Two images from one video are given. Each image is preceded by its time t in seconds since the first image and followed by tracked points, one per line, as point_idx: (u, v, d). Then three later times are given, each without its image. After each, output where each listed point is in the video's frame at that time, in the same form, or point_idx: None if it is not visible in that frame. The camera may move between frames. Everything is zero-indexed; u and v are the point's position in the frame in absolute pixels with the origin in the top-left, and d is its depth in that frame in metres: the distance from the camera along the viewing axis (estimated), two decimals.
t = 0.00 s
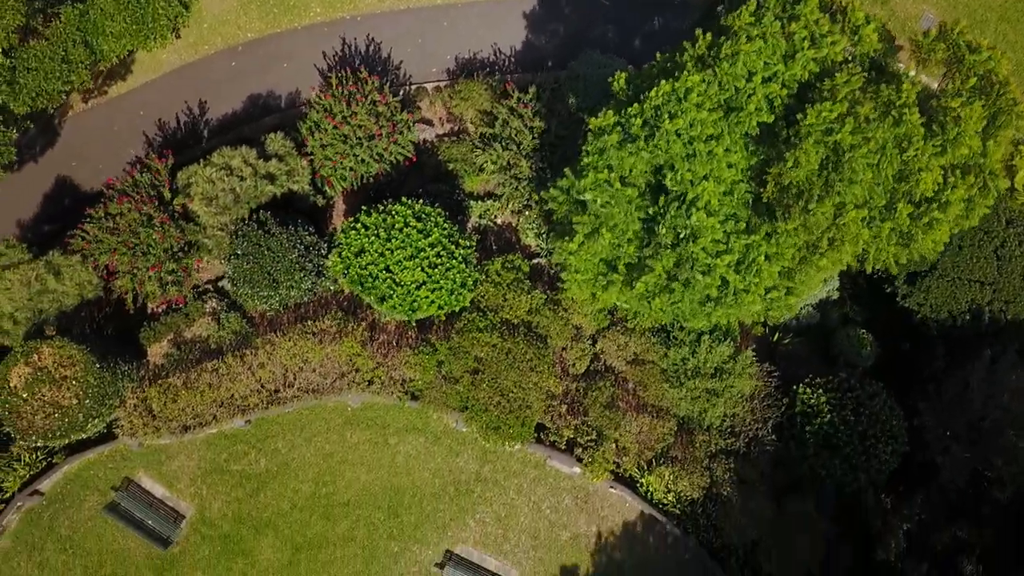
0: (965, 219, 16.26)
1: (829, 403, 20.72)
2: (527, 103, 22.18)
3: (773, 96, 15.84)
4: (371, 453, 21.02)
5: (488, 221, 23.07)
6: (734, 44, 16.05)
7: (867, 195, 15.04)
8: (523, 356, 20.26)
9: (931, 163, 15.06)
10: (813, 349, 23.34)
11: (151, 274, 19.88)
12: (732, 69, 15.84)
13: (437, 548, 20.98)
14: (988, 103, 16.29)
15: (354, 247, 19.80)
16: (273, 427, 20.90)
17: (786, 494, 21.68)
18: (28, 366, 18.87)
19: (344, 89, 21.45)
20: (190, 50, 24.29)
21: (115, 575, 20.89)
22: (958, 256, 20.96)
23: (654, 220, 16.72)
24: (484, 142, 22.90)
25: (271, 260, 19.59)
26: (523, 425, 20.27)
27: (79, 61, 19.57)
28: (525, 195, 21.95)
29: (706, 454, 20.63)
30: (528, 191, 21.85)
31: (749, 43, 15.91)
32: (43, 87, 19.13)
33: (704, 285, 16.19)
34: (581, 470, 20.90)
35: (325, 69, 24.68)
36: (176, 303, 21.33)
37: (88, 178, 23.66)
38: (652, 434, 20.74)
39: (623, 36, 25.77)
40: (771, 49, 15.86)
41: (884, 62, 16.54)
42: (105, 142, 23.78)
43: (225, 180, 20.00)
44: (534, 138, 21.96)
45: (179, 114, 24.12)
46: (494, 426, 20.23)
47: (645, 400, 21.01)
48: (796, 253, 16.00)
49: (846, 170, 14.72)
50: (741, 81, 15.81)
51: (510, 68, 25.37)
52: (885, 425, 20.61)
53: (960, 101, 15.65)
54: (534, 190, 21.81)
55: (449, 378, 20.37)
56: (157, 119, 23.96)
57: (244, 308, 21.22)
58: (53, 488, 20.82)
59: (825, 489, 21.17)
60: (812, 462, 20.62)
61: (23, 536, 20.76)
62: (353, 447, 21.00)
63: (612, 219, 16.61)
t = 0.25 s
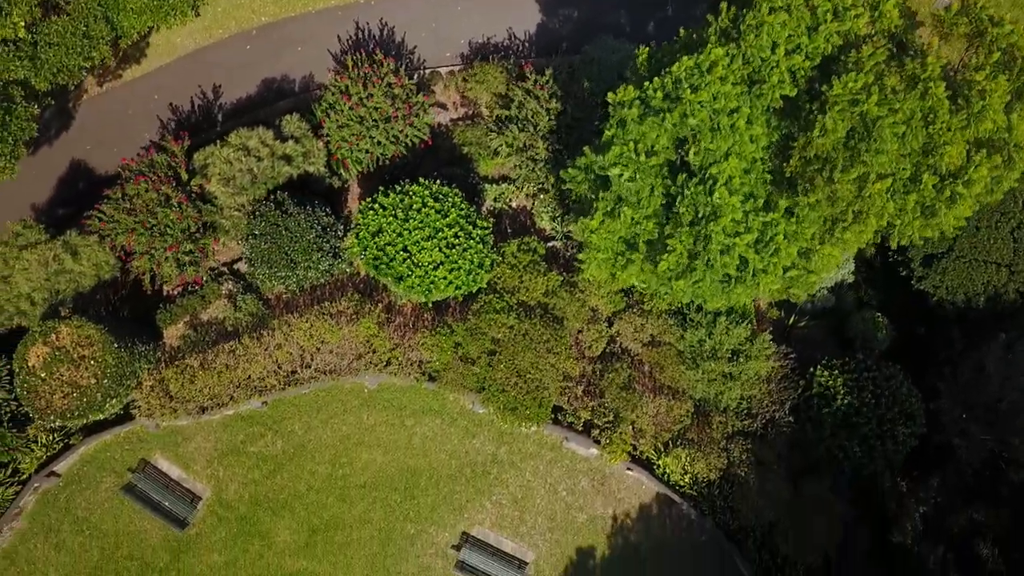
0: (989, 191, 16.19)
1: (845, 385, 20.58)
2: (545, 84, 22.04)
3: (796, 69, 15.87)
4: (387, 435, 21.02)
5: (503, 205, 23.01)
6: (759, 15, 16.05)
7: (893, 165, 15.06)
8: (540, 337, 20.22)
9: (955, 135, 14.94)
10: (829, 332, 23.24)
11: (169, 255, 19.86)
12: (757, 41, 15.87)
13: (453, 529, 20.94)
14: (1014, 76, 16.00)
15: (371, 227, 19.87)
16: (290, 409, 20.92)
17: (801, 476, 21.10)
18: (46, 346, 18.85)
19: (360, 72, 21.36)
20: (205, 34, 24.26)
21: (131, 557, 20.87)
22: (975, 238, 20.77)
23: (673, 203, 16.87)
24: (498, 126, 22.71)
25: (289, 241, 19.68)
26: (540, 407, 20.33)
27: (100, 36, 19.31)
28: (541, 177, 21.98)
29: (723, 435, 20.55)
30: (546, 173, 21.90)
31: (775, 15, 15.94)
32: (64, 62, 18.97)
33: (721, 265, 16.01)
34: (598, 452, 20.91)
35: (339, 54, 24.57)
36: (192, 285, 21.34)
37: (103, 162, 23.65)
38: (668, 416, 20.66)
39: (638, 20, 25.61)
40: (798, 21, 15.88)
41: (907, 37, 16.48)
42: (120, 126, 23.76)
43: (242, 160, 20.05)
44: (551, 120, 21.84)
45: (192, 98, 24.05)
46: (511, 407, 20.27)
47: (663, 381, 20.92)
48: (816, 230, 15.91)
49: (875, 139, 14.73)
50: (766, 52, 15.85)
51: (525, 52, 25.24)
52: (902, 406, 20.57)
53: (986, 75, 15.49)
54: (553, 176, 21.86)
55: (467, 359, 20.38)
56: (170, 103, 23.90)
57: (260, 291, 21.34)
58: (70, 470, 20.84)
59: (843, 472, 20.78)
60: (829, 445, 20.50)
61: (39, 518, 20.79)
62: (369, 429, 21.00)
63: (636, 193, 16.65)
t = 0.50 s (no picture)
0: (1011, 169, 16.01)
1: (862, 368, 20.45)
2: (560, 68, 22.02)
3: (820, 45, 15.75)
4: (403, 419, 21.06)
5: (517, 189, 22.96)
6: None
7: (916, 140, 14.88)
8: (557, 319, 20.18)
9: (981, 111, 14.90)
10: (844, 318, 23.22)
11: (186, 238, 19.89)
12: (781, 16, 15.74)
13: (469, 513, 20.95)
14: None
15: (388, 210, 19.78)
16: (306, 393, 20.98)
17: (817, 460, 20.96)
18: (64, 328, 18.88)
19: (375, 56, 21.20)
20: (219, 20, 24.22)
21: (147, 540, 20.89)
22: (991, 222, 20.58)
23: (692, 182, 17.03)
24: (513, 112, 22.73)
25: (306, 223, 19.64)
26: (556, 389, 20.30)
27: (120, 15, 19.03)
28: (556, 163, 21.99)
29: (739, 419, 20.54)
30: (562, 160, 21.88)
31: None
32: (85, 42, 18.77)
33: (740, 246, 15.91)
34: (614, 436, 20.93)
35: (352, 40, 24.50)
36: (207, 269, 21.18)
37: (118, 148, 23.62)
38: (685, 400, 20.65)
39: (652, 8, 25.50)
40: None
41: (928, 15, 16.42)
42: (134, 112, 23.75)
43: (259, 143, 20.00)
44: (567, 104, 21.85)
45: (206, 84, 24.03)
46: (528, 390, 20.29)
47: (679, 365, 20.91)
48: (839, 210, 15.70)
49: (899, 111, 14.61)
50: (790, 28, 15.75)
51: (538, 38, 25.15)
52: (919, 390, 20.34)
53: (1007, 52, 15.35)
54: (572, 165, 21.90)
55: (483, 343, 20.37)
56: (183, 90, 23.84)
57: (275, 275, 21.30)
58: (86, 454, 20.87)
59: (861, 455, 20.61)
60: (845, 429, 20.32)
61: (55, 502, 20.82)
62: (386, 413, 21.05)
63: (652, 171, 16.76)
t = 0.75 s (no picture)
0: None
1: (876, 352, 20.45)
2: (574, 52, 22.11)
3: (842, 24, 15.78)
4: (418, 403, 21.10)
5: (530, 175, 22.83)
6: None
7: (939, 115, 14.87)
8: (573, 303, 20.20)
9: (1005, 86, 14.87)
10: (857, 304, 23.15)
11: (202, 222, 19.86)
12: None
13: (484, 498, 20.94)
14: None
15: (403, 193, 19.69)
16: (321, 376, 21.02)
17: (832, 445, 21.03)
18: (80, 310, 18.86)
19: (391, 41, 21.16)
20: (232, 7, 24.25)
21: (162, 525, 20.89)
22: (1008, 207, 20.56)
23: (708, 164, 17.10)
24: (527, 99, 22.84)
25: (322, 206, 19.63)
26: (572, 373, 20.25)
27: None
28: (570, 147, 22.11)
29: (755, 403, 20.51)
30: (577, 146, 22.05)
31: None
32: (105, 19, 18.75)
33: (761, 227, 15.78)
34: (630, 420, 20.84)
35: (366, 27, 24.47)
36: (222, 253, 21.22)
37: (132, 134, 23.58)
38: (700, 384, 20.58)
39: None
40: None
41: None
42: (148, 98, 23.69)
43: (275, 127, 19.99)
44: (582, 87, 21.95)
45: (219, 70, 23.94)
46: (543, 374, 20.17)
47: (694, 350, 20.89)
48: (859, 188, 15.85)
49: (920, 88, 14.63)
50: (813, 5, 15.71)
51: (551, 26, 25.05)
52: (934, 373, 20.27)
53: None
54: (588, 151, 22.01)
55: (499, 328, 20.36)
56: (196, 76, 23.77)
57: (289, 260, 21.37)
58: (100, 438, 20.91)
59: (877, 440, 20.71)
60: (861, 414, 20.36)
61: (71, 486, 20.82)
62: (401, 397, 21.08)
63: (669, 150, 16.83)
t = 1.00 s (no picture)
0: None
1: (891, 339, 20.36)
2: (589, 37, 22.11)
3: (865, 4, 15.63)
4: (432, 388, 21.12)
5: (544, 161, 22.65)
6: None
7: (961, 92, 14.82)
8: (588, 288, 20.15)
9: None
10: (871, 293, 23.02)
11: (216, 206, 19.86)
12: None
13: (499, 483, 20.93)
14: None
15: (418, 177, 19.66)
16: (336, 361, 21.05)
17: (846, 431, 21.33)
18: (95, 294, 18.89)
19: (405, 25, 21.14)
20: None
21: (176, 511, 20.87)
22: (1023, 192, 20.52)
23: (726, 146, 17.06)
24: (540, 86, 22.81)
25: (336, 191, 19.56)
26: (586, 358, 20.20)
27: None
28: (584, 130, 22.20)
29: (769, 387, 20.51)
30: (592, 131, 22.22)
31: None
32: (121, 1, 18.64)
33: (780, 206, 16.01)
34: (644, 405, 20.93)
35: (377, 14, 24.34)
36: (236, 239, 21.28)
37: (145, 121, 23.54)
38: (714, 368, 20.53)
39: None
40: None
41: None
42: (160, 85, 23.62)
43: (289, 111, 19.94)
44: (596, 72, 21.97)
45: (232, 56, 23.89)
46: (557, 359, 20.14)
47: (709, 335, 20.83)
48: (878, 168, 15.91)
49: (944, 67, 14.56)
50: None
51: (562, 14, 24.76)
52: (950, 358, 20.09)
53: None
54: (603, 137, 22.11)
55: (513, 313, 20.31)
56: (209, 62, 23.68)
57: (303, 246, 21.35)
58: (114, 423, 20.91)
59: (891, 425, 20.84)
60: (875, 399, 20.33)
61: (85, 471, 20.85)
62: (415, 382, 21.11)
63: (687, 134, 16.72)
